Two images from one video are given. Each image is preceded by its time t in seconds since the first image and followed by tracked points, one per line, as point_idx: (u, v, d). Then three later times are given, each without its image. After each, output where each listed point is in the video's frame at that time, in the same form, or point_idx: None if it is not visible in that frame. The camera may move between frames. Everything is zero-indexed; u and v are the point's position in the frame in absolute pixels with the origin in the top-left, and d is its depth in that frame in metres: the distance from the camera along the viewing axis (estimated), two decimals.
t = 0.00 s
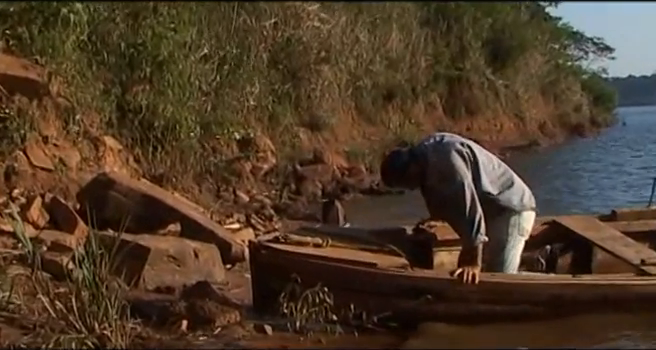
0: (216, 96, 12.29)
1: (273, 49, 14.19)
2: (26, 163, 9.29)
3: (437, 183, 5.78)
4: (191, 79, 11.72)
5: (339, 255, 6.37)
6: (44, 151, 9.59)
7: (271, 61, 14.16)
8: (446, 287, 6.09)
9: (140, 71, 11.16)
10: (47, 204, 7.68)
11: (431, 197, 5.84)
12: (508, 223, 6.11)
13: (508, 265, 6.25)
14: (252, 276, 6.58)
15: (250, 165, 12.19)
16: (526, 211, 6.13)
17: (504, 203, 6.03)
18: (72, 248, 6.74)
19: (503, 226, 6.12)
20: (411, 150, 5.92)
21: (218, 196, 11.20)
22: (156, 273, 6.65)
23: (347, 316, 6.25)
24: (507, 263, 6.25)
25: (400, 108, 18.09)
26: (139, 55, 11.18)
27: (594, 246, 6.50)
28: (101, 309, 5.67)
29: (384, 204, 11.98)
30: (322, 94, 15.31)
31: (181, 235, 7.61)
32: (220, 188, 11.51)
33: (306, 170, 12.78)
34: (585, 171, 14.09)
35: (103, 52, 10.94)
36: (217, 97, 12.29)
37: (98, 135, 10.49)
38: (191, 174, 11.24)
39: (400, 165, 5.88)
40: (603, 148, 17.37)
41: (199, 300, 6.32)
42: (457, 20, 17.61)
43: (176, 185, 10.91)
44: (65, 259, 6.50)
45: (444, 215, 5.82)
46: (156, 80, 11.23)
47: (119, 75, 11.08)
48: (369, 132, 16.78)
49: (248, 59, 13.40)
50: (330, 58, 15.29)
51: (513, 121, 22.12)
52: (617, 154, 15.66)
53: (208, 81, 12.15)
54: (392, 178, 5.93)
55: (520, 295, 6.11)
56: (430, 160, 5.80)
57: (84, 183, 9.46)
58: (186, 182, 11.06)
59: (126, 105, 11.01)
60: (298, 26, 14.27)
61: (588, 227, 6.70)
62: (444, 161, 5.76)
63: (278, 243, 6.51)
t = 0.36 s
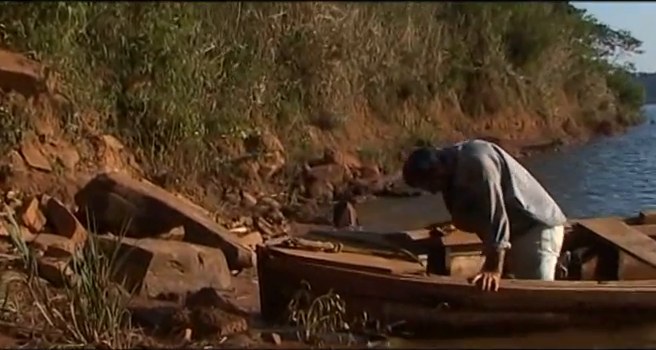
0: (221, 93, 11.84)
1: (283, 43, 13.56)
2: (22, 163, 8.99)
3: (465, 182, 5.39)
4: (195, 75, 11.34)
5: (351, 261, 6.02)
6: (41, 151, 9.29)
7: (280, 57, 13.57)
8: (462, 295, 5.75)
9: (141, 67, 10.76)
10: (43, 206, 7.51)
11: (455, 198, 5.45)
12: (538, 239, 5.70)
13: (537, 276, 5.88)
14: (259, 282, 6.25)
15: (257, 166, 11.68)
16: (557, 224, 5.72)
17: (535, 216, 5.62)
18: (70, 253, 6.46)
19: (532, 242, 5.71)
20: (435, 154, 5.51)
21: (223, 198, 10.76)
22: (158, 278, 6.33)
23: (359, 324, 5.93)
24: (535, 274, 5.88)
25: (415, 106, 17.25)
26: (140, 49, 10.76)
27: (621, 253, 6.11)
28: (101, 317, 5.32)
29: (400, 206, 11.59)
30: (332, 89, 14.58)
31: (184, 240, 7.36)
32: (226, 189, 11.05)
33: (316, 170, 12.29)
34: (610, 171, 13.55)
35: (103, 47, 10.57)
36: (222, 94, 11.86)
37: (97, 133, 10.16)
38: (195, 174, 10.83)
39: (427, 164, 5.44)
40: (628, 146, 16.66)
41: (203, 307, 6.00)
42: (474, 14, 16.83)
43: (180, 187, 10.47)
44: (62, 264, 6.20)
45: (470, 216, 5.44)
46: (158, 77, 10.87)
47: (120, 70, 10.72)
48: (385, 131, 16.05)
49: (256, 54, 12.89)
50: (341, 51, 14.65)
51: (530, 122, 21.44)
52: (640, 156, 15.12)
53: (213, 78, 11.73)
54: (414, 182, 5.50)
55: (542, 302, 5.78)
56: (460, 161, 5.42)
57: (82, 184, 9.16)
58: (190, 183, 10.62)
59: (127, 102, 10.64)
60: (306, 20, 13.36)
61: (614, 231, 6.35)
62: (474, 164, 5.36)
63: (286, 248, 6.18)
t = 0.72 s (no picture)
0: (214, 88, 11.39)
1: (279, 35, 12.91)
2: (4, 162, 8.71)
3: (482, 182, 5.24)
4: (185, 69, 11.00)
5: (352, 265, 5.73)
6: (24, 149, 9.04)
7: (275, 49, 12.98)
8: (469, 301, 5.46)
9: (130, 61, 10.54)
10: (27, 207, 7.27)
11: (471, 201, 5.30)
12: (559, 238, 5.45)
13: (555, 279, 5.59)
14: (255, 287, 5.96)
15: (250, 165, 11.21)
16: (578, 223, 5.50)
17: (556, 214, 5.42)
18: (55, 256, 6.22)
19: (552, 242, 5.45)
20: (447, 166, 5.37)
21: (216, 197, 10.28)
22: (148, 283, 6.07)
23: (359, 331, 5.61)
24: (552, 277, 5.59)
25: (419, 102, 15.49)
26: (128, 42, 10.44)
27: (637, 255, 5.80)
28: (87, 323, 5.00)
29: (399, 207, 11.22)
30: (329, 84, 13.75)
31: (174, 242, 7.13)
32: (219, 188, 10.60)
33: (312, 169, 11.70)
34: (616, 174, 13.00)
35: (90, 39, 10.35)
36: (215, 89, 11.41)
37: (84, 131, 9.88)
38: (186, 175, 10.43)
39: (445, 166, 5.27)
40: (638, 149, 15.76)
41: (195, 312, 5.73)
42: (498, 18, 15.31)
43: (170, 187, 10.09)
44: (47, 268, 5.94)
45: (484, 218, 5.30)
46: (147, 72, 10.58)
47: (108, 63, 10.49)
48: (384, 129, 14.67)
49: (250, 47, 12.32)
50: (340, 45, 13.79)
51: (540, 114, 17.55)
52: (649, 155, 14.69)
53: (206, 72, 11.30)
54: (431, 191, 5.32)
55: (551, 309, 5.49)
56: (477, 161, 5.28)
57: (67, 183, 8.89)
58: (180, 183, 10.23)
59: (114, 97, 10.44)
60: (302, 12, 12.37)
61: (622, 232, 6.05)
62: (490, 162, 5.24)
63: (283, 252, 5.88)
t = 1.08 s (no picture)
0: (201, 82, 11.15)
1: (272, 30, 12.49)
2: None
3: (486, 184, 5.01)
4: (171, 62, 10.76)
5: (347, 267, 5.45)
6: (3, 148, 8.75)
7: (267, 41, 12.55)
8: (470, 306, 5.19)
9: (114, 53, 10.25)
10: (7, 207, 7.05)
11: (474, 205, 5.05)
12: (564, 224, 5.26)
13: (564, 270, 5.32)
14: (245, 291, 5.68)
15: (241, 162, 10.90)
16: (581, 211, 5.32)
17: (561, 200, 5.23)
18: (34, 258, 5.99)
19: (558, 228, 5.25)
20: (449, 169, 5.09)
21: (204, 197, 9.99)
22: (132, 288, 5.81)
23: (353, 336, 5.35)
24: (562, 268, 5.31)
25: (416, 97, 14.70)
26: (112, 34, 10.22)
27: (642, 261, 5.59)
28: (69, 329, 4.70)
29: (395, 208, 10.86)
30: (323, 79, 13.02)
31: (161, 245, 6.95)
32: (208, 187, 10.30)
33: (307, 167, 11.32)
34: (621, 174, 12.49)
35: (71, 30, 10.09)
36: (203, 83, 11.16)
37: (66, 127, 9.64)
38: (174, 173, 10.14)
39: (449, 171, 4.98)
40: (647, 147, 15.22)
41: (183, 318, 5.44)
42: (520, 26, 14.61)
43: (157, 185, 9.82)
44: (26, 271, 5.65)
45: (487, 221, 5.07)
46: (132, 65, 10.33)
47: (91, 56, 10.21)
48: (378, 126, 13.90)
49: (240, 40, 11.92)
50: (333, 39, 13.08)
51: (545, 110, 16.29)
52: None
53: (191, 65, 11.08)
54: (433, 200, 5.02)
55: (555, 315, 5.21)
56: (479, 164, 5.02)
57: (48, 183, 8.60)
58: (166, 181, 9.97)
59: (96, 92, 10.16)
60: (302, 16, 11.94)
61: (633, 235, 5.83)
62: (492, 163, 4.99)
63: (275, 253, 5.60)
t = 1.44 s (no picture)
0: (171, 75, 10.83)
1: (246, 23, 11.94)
2: None
3: (471, 176, 4.83)
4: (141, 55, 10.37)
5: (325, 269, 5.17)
6: None
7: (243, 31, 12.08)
8: (455, 311, 4.92)
9: (80, 44, 9.84)
10: None
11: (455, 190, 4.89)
12: (544, 220, 5.11)
13: (545, 267, 5.13)
14: (218, 294, 5.39)
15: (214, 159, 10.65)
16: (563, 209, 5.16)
17: (542, 196, 5.09)
18: None
19: (538, 223, 5.11)
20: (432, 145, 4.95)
21: (174, 197, 9.77)
22: (99, 291, 5.56)
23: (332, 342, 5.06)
24: (542, 264, 5.13)
25: (398, 90, 14.31)
26: (78, 25, 9.70)
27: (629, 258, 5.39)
28: (32, 334, 4.38)
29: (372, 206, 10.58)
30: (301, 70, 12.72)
31: (130, 246, 6.79)
32: (178, 187, 10.04)
33: (283, 164, 11.04)
34: (606, 176, 12.23)
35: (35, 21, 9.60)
36: (174, 76, 10.86)
37: (30, 123, 9.21)
38: (142, 171, 9.90)
39: (436, 140, 4.83)
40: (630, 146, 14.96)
41: (153, 324, 5.16)
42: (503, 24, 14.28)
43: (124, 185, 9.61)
44: None
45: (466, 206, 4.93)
46: (100, 58, 9.94)
47: (57, 47, 9.82)
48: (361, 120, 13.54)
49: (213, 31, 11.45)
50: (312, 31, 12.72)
51: (532, 105, 16.50)
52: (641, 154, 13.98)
53: (161, 57, 10.74)
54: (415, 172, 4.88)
55: (543, 318, 4.96)
56: (465, 151, 4.87)
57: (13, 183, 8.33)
58: (134, 180, 9.74)
59: (62, 85, 9.77)
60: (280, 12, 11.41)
61: (625, 237, 5.64)
62: (478, 154, 4.83)
63: (248, 255, 5.32)
